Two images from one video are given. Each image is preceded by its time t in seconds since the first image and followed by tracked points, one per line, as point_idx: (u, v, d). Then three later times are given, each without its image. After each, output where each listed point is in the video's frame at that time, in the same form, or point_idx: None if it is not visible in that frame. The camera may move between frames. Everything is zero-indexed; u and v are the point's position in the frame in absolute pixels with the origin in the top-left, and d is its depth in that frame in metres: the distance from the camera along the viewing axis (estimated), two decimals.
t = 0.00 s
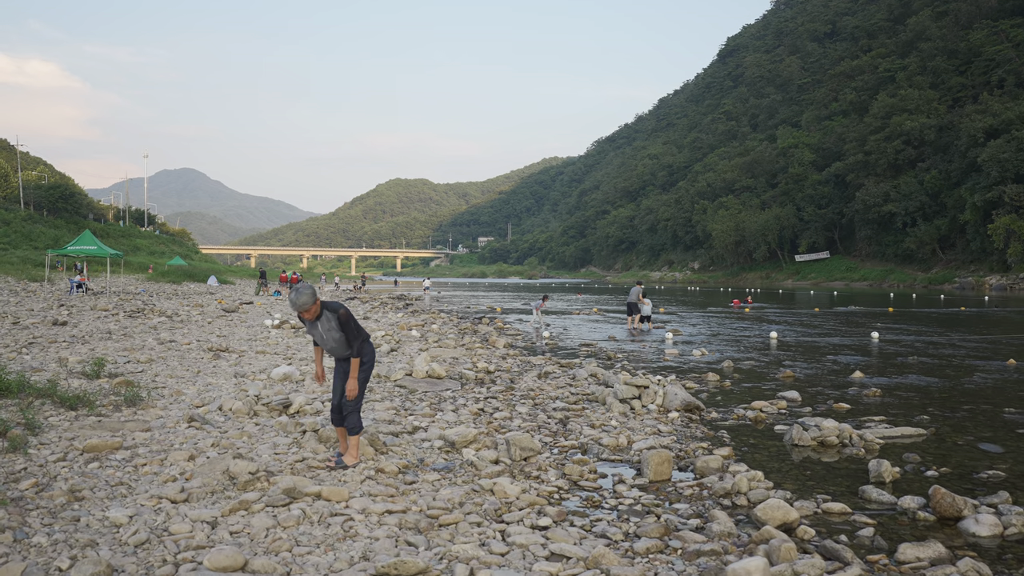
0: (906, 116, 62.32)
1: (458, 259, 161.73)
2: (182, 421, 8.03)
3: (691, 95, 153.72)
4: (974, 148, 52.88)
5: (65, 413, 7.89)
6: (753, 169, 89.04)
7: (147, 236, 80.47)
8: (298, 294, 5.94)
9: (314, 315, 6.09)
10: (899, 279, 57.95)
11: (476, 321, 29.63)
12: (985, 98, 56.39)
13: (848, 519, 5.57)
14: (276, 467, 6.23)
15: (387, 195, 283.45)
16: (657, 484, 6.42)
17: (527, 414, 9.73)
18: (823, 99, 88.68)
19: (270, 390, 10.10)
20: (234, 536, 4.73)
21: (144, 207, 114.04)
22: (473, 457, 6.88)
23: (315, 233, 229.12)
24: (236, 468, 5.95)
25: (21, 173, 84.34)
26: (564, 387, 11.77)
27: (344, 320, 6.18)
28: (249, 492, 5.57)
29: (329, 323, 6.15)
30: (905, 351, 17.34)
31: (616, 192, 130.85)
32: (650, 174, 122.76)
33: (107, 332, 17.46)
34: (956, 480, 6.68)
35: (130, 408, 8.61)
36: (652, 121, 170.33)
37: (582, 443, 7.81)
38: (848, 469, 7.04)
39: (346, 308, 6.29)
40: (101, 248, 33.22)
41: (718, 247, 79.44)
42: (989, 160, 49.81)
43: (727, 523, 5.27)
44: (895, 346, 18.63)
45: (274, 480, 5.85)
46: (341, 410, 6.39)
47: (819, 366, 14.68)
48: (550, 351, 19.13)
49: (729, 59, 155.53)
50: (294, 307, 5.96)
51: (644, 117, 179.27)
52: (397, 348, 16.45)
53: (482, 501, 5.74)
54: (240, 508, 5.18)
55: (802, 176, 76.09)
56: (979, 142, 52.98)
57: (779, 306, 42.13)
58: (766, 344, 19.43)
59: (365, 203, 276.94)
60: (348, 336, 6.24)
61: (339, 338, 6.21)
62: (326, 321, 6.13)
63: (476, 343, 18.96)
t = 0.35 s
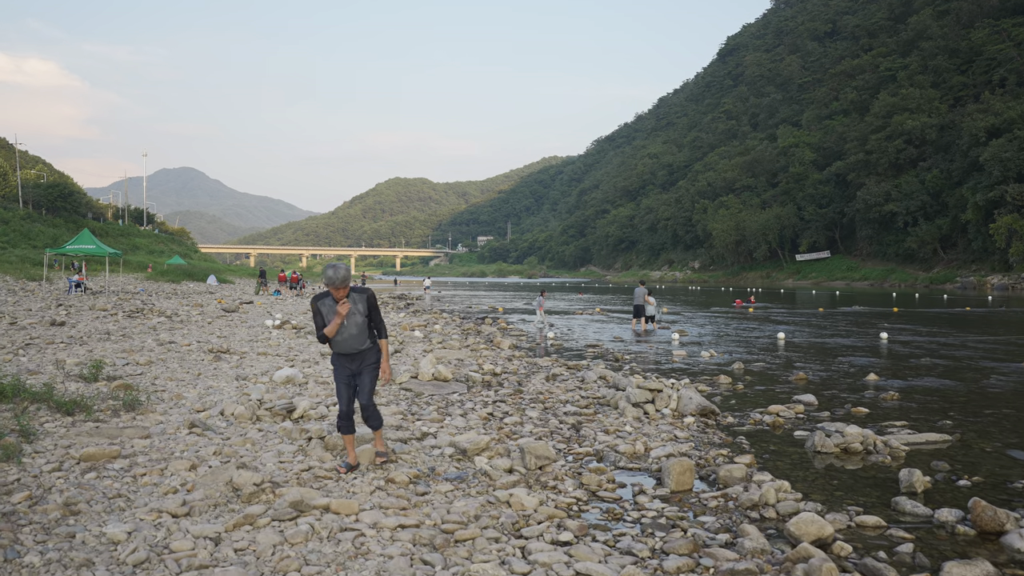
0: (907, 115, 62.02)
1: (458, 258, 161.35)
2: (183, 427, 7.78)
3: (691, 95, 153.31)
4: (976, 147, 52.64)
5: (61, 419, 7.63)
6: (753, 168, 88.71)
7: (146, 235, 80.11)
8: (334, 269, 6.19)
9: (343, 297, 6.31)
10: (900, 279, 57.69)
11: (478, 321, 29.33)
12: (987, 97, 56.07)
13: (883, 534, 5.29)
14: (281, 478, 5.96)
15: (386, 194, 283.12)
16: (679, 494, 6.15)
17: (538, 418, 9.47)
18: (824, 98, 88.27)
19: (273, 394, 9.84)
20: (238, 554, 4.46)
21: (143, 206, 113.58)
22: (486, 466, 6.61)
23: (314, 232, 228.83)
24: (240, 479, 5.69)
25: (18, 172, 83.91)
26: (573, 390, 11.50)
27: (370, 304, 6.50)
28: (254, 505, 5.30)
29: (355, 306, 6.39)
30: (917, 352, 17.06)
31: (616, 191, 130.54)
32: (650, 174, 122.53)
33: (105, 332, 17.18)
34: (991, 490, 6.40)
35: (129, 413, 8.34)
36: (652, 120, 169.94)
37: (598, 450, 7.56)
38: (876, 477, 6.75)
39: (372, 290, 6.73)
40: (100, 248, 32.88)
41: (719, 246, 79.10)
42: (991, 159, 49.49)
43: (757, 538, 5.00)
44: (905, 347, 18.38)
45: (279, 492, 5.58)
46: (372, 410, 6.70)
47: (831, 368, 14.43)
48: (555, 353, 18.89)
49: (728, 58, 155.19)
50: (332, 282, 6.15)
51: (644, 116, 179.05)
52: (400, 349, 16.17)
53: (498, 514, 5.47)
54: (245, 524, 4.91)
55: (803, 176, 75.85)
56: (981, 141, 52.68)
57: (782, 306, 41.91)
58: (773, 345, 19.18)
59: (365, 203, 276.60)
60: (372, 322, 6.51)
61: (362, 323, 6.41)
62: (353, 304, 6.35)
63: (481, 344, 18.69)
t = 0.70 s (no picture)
0: (908, 114, 61.74)
1: (457, 258, 161.01)
2: (179, 429, 7.50)
3: (690, 95, 153.10)
4: (977, 146, 52.33)
5: (51, 421, 7.35)
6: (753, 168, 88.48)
7: (145, 236, 79.77)
8: (374, 251, 6.02)
9: (376, 285, 6.17)
10: (901, 278, 57.45)
11: (479, 321, 29.09)
12: (987, 96, 55.79)
13: (915, 542, 4.98)
14: (280, 483, 5.68)
15: (385, 195, 282.85)
16: (697, 499, 5.88)
17: (544, 420, 9.20)
18: (823, 98, 88.01)
19: (271, 395, 9.55)
20: (233, 563, 4.21)
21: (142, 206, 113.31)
22: (493, 469, 6.32)
23: (313, 232, 228.59)
24: (236, 484, 5.42)
25: (15, 173, 83.47)
26: (580, 390, 11.22)
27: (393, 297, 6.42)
28: (251, 511, 5.03)
29: (384, 299, 6.26)
30: (927, 351, 16.78)
31: (615, 191, 130.27)
32: (650, 174, 122.28)
33: (101, 332, 16.90)
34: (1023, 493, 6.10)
35: (122, 414, 8.08)
36: (651, 120, 169.67)
37: (608, 452, 7.29)
38: (901, 481, 6.46)
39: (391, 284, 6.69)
40: (97, 247, 32.52)
41: (719, 246, 78.82)
42: (992, 158, 49.19)
43: (784, 547, 4.70)
44: (913, 346, 18.11)
45: (278, 497, 5.30)
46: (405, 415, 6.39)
47: (841, 367, 14.14)
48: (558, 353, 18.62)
49: (728, 58, 155.02)
50: (374, 269, 6.01)
51: (644, 116, 178.78)
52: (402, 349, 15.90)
53: (508, 520, 5.18)
54: (241, 532, 4.64)
55: (803, 175, 75.62)
56: (982, 140, 52.41)
57: (784, 305, 41.64)
58: (780, 345, 18.90)
59: (364, 203, 276.32)
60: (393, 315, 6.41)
61: (387, 315, 6.30)
62: (382, 295, 6.23)
63: (483, 343, 18.43)
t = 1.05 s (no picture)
0: (909, 113, 61.37)
1: (456, 257, 160.57)
2: (168, 440, 7.16)
3: (690, 94, 152.76)
4: (978, 145, 51.98)
5: (34, 433, 7.01)
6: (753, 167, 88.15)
7: (144, 235, 79.45)
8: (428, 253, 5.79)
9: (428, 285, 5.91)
10: (902, 277, 57.11)
11: (480, 322, 28.76)
12: (989, 94, 55.41)
13: (954, 568, 4.63)
14: (272, 503, 5.34)
15: (384, 194, 282.58)
16: (716, 518, 5.53)
17: (552, 430, 8.85)
18: (823, 96, 87.67)
19: (265, 403, 9.20)
20: None
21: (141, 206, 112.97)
22: (499, 486, 5.98)
23: (312, 231, 228.35)
24: (224, 505, 5.09)
25: (13, 173, 83.08)
26: (586, 396, 10.89)
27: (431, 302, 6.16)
28: (241, 536, 4.69)
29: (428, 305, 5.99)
30: (937, 354, 16.45)
31: (615, 190, 129.95)
32: (649, 173, 121.98)
33: (94, 335, 16.54)
34: None
35: (110, 424, 7.74)
36: (650, 119, 169.40)
37: (618, 465, 6.95)
38: (928, 497, 6.12)
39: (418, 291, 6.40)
40: (93, 247, 32.13)
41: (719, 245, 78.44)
42: (993, 156, 48.82)
43: None
44: (923, 348, 17.79)
45: (271, 520, 4.97)
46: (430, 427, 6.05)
47: (850, 372, 13.86)
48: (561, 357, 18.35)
49: (727, 56, 154.71)
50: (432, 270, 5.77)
51: (643, 115, 178.41)
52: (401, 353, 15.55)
53: (515, 544, 4.83)
54: (229, 560, 4.30)
55: (803, 174, 75.31)
56: (983, 138, 52.04)
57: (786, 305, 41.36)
58: (787, 347, 18.59)
59: (363, 202, 276.00)
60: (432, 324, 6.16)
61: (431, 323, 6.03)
62: (429, 299, 5.97)
63: (485, 346, 18.10)
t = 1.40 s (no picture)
0: (909, 113, 61.16)
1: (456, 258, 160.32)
2: (162, 448, 6.88)
3: (689, 94, 152.59)
4: (978, 145, 51.74)
5: (21, 441, 6.73)
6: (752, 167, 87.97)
7: (143, 236, 79.31)
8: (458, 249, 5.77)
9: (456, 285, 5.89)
10: (902, 278, 56.90)
11: (482, 322, 28.60)
12: (989, 94, 55.19)
13: None
14: (270, 518, 5.06)
15: (383, 194, 282.34)
16: (736, 532, 5.26)
17: (559, 437, 8.61)
18: (823, 97, 87.50)
19: (263, 408, 8.92)
20: None
21: (140, 206, 112.80)
22: (508, 499, 5.71)
23: (311, 231, 228.22)
24: (220, 520, 4.83)
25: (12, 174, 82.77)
26: (593, 401, 10.67)
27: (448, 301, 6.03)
28: (237, 555, 4.43)
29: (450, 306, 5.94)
30: (946, 355, 16.24)
31: (614, 190, 129.84)
32: (648, 173, 121.82)
33: (90, 336, 16.24)
34: None
35: (103, 430, 7.47)
36: (649, 119, 169.36)
37: (631, 474, 6.67)
38: (957, 508, 5.83)
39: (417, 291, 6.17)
40: (91, 248, 31.85)
41: (718, 245, 78.20)
42: (994, 157, 48.59)
43: None
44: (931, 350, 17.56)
45: (269, 536, 4.70)
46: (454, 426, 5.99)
47: (861, 375, 13.60)
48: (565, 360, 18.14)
49: (726, 57, 154.59)
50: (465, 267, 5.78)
51: (642, 116, 178.29)
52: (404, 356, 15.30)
53: (528, 563, 4.55)
54: None
55: (803, 174, 75.14)
56: (984, 139, 51.79)
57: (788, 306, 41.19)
58: (793, 350, 18.39)
59: (362, 202, 275.79)
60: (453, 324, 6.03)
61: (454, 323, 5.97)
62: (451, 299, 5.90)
63: (488, 348, 17.89)
